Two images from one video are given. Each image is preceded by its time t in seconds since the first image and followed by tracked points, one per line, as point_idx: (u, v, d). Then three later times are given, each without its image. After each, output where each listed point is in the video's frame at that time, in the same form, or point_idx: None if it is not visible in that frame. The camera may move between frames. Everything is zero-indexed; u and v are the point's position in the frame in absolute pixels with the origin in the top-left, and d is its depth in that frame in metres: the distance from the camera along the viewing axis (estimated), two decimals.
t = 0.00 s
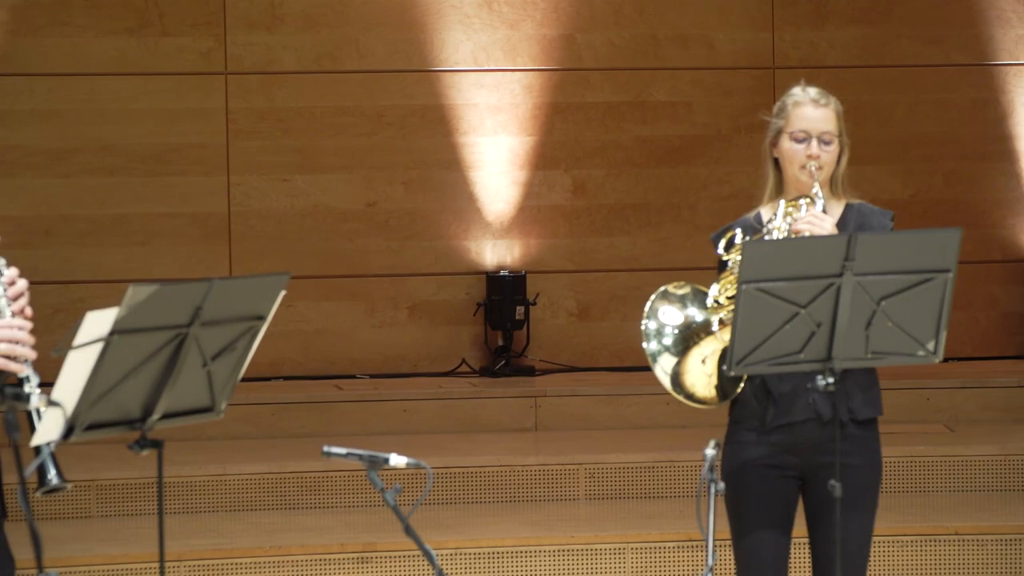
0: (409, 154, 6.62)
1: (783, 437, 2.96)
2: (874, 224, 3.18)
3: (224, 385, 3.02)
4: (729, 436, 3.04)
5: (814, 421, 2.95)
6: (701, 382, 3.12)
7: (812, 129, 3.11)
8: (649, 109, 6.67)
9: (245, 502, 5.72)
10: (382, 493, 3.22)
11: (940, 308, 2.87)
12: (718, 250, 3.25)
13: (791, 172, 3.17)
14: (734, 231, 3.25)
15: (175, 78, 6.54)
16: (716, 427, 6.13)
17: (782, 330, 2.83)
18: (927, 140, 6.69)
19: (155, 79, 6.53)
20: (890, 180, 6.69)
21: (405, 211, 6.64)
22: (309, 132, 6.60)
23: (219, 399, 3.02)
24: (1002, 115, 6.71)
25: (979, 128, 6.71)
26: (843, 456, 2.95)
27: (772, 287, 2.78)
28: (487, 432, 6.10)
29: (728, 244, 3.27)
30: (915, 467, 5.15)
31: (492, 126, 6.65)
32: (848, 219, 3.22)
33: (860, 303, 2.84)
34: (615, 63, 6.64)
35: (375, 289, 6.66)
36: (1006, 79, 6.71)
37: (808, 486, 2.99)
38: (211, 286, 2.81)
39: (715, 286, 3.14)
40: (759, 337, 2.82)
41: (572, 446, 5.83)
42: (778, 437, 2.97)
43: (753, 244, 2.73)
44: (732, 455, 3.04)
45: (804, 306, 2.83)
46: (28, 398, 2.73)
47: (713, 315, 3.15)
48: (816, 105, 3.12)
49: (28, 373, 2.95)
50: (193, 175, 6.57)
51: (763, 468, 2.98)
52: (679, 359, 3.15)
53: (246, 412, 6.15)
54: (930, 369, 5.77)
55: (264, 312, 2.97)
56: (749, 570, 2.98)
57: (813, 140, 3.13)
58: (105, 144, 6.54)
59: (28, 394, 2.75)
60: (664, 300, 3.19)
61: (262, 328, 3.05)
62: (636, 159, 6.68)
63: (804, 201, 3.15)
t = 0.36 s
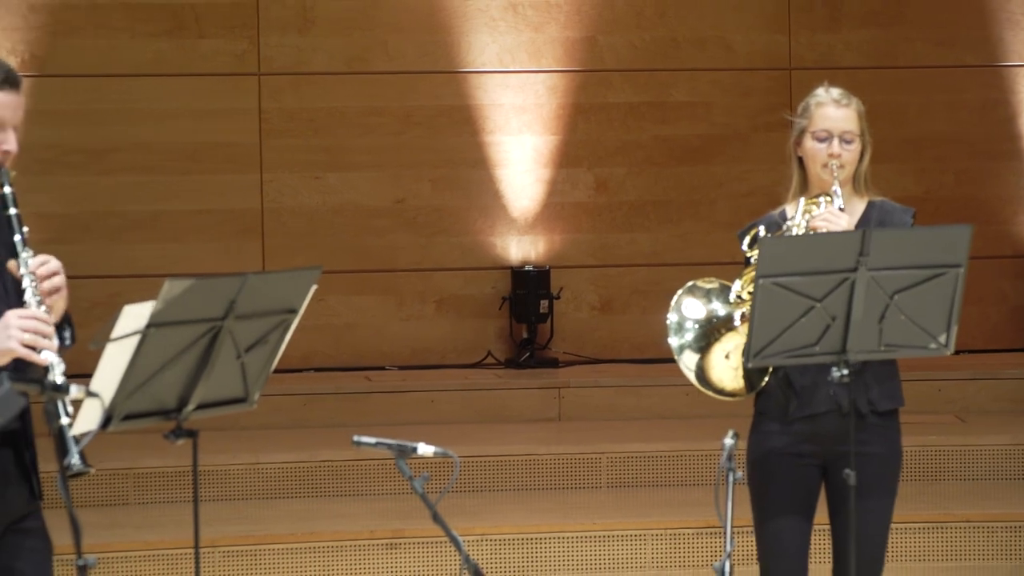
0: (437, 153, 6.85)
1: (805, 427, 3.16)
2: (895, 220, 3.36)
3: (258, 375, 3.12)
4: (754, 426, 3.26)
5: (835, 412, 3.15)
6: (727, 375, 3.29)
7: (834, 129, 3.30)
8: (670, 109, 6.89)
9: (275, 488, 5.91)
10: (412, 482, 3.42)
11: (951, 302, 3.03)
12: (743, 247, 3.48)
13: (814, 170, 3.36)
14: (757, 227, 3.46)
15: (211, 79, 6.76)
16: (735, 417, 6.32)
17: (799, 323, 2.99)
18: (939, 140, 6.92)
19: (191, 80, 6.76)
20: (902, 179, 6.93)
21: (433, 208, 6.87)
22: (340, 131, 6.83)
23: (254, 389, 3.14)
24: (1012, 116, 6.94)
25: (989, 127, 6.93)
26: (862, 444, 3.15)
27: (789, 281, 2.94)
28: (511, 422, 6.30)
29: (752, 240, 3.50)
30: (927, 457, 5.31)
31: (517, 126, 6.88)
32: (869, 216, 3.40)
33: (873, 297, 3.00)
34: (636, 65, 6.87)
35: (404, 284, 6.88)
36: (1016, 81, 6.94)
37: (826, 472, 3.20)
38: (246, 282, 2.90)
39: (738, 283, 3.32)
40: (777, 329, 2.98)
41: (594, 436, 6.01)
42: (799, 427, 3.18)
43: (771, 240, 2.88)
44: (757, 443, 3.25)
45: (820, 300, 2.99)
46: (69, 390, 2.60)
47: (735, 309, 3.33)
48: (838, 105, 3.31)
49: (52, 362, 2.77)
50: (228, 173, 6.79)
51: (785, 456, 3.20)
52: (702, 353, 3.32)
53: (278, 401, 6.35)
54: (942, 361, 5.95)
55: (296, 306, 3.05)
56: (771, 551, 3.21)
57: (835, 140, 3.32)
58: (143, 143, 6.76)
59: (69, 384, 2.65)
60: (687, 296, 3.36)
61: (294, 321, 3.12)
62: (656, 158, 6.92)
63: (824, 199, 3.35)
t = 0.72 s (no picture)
0: (464, 153, 7.07)
1: (824, 420, 3.33)
2: (913, 219, 3.51)
3: (290, 368, 3.31)
4: (775, 419, 3.42)
5: (854, 405, 3.31)
6: (748, 374, 3.47)
7: (853, 132, 3.47)
8: (691, 110, 7.09)
9: (308, 478, 6.11)
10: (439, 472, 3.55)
11: (962, 296, 3.20)
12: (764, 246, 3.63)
13: (834, 171, 3.53)
14: (779, 227, 3.66)
15: (245, 81, 6.99)
16: (754, 409, 6.50)
17: (816, 317, 3.14)
18: (953, 139, 7.12)
19: (226, 82, 6.98)
20: (916, 177, 7.13)
21: (461, 206, 7.08)
22: (370, 131, 7.04)
23: (286, 381, 3.32)
24: None
25: (1001, 127, 7.12)
26: (880, 437, 3.31)
27: (805, 276, 3.10)
28: (536, 413, 6.50)
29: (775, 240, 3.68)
30: (940, 447, 5.47)
31: (542, 126, 7.09)
32: (888, 215, 3.57)
33: (888, 292, 3.16)
34: (657, 66, 7.08)
35: (432, 279, 7.10)
36: None
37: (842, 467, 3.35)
38: (277, 278, 3.08)
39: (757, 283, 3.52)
40: (794, 322, 3.13)
41: (615, 427, 6.21)
42: (819, 420, 3.34)
43: (788, 236, 3.05)
44: (779, 436, 3.41)
45: (836, 295, 3.15)
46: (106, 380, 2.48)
47: (754, 308, 3.50)
48: (857, 109, 3.48)
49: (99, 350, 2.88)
50: (262, 172, 7.01)
51: (804, 447, 3.35)
52: (719, 350, 3.51)
53: (311, 393, 6.55)
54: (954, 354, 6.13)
55: (326, 300, 3.23)
56: (788, 538, 3.36)
57: (855, 143, 3.49)
58: (179, 143, 6.99)
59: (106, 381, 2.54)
60: (711, 292, 3.55)
61: (324, 315, 3.31)
62: (677, 157, 7.12)
63: (840, 201, 3.55)
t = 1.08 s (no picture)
0: (489, 153, 7.30)
1: (839, 411, 3.49)
2: (926, 216, 3.64)
3: (320, 362, 3.37)
4: (792, 410, 3.58)
5: (869, 396, 3.47)
6: (767, 364, 3.64)
7: (868, 131, 3.61)
8: (708, 112, 7.33)
9: (338, 468, 6.30)
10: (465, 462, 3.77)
11: (974, 292, 3.32)
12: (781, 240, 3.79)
13: (849, 169, 3.67)
14: (796, 224, 3.80)
15: (277, 84, 7.21)
16: (771, 401, 6.69)
17: (830, 312, 3.27)
18: (962, 140, 7.36)
19: (258, 85, 7.21)
20: (927, 177, 7.37)
21: (486, 204, 7.31)
22: (398, 132, 7.27)
23: (316, 374, 3.38)
24: None
25: (1009, 129, 7.37)
26: (893, 427, 3.48)
27: (820, 273, 3.22)
28: (559, 405, 6.70)
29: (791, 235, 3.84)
30: (951, 439, 5.68)
31: (565, 127, 7.31)
32: (902, 213, 3.69)
33: (901, 289, 3.28)
34: (676, 70, 7.31)
35: (458, 276, 7.34)
36: None
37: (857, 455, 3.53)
38: (308, 274, 3.13)
39: (775, 277, 3.67)
40: (809, 317, 3.26)
41: (635, 419, 6.41)
42: (835, 411, 3.50)
43: (802, 233, 3.18)
44: (796, 426, 3.57)
45: (849, 291, 3.27)
46: (143, 373, 2.49)
47: (773, 301, 3.67)
48: (871, 109, 3.62)
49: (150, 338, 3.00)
50: (293, 172, 7.24)
51: (821, 437, 3.52)
52: (741, 343, 3.67)
53: (341, 386, 6.76)
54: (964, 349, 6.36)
55: (357, 296, 3.28)
56: (805, 524, 3.54)
57: (869, 141, 3.62)
58: (213, 144, 7.21)
59: (143, 372, 2.54)
60: (729, 288, 3.71)
61: (354, 310, 3.36)
62: (695, 157, 7.36)
63: (856, 197, 3.66)
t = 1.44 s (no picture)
0: (516, 153, 7.52)
1: (852, 402, 3.67)
2: (935, 214, 3.80)
3: (350, 355, 3.55)
4: (806, 400, 3.76)
5: (881, 388, 3.65)
6: (783, 356, 3.81)
7: (880, 130, 3.76)
8: (728, 113, 7.54)
9: (367, 458, 6.52)
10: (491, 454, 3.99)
11: (985, 288, 3.49)
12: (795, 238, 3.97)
13: (862, 168, 3.82)
14: (810, 221, 3.95)
15: (310, 86, 7.44)
16: (789, 394, 6.90)
17: (847, 307, 3.43)
18: (975, 140, 7.58)
19: (291, 87, 7.43)
20: (941, 176, 7.59)
21: (513, 203, 7.54)
22: (427, 132, 7.50)
23: (347, 367, 3.56)
24: None
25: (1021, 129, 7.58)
26: (905, 417, 3.66)
27: (837, 269, 3.38)
28: (583, 398, 6.92)
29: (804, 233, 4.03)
30: (962, 431, 5.92)
31: (589, 127, 7.52)
32: (912, 210, 3.85)
33: (915, 284, 3.45)
34: (697, 72, 7.52)
35: (485, 272, 7.56)
36: None
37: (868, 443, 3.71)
38: (341, 271, 3.30)
39: (790, 272, 3.87)
40: (827, 311, 3.42)
41: (656, 411, 6.62)
42: (848, 403, 3.68)
43: (821, 231, 3.32)
44: (809, 415, 3.76)
45: (865, 287, 3.43)
46: (180, 365, 2.35)
47: (788, 296, 3.85)
48: (883, 109, 3.77)
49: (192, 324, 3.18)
50: (326, 170, 7.48)
51: (834, 428, 3.70)
52: (758, 337, 3.84)
53: (371, 378, 6.98)
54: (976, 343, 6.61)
55: (386, 292, 3.46)
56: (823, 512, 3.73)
57: (881, 140, 3.78)
58: (247, 144, 7.43)
59: (179, 362, 2.37)
60: (745, 284, 3.89)
61: (383, 305, 3.55)
62: (715, 156, 7.58)
63: (869, 195, 3.81)
